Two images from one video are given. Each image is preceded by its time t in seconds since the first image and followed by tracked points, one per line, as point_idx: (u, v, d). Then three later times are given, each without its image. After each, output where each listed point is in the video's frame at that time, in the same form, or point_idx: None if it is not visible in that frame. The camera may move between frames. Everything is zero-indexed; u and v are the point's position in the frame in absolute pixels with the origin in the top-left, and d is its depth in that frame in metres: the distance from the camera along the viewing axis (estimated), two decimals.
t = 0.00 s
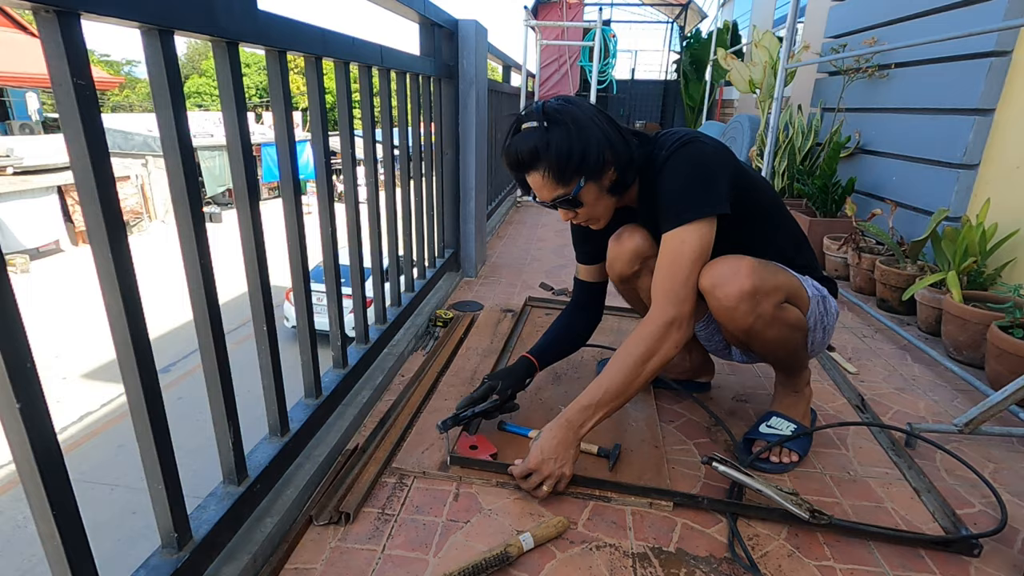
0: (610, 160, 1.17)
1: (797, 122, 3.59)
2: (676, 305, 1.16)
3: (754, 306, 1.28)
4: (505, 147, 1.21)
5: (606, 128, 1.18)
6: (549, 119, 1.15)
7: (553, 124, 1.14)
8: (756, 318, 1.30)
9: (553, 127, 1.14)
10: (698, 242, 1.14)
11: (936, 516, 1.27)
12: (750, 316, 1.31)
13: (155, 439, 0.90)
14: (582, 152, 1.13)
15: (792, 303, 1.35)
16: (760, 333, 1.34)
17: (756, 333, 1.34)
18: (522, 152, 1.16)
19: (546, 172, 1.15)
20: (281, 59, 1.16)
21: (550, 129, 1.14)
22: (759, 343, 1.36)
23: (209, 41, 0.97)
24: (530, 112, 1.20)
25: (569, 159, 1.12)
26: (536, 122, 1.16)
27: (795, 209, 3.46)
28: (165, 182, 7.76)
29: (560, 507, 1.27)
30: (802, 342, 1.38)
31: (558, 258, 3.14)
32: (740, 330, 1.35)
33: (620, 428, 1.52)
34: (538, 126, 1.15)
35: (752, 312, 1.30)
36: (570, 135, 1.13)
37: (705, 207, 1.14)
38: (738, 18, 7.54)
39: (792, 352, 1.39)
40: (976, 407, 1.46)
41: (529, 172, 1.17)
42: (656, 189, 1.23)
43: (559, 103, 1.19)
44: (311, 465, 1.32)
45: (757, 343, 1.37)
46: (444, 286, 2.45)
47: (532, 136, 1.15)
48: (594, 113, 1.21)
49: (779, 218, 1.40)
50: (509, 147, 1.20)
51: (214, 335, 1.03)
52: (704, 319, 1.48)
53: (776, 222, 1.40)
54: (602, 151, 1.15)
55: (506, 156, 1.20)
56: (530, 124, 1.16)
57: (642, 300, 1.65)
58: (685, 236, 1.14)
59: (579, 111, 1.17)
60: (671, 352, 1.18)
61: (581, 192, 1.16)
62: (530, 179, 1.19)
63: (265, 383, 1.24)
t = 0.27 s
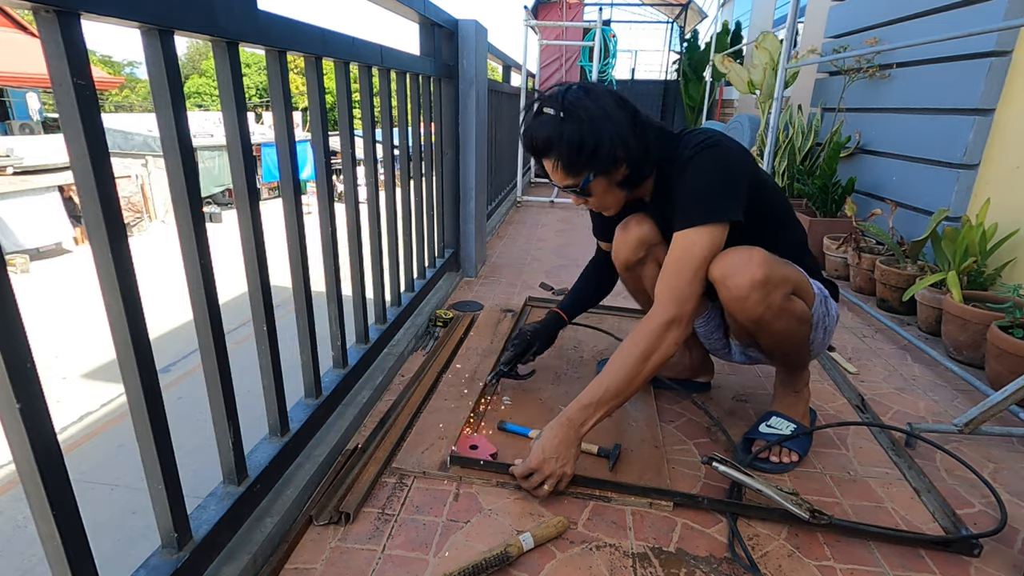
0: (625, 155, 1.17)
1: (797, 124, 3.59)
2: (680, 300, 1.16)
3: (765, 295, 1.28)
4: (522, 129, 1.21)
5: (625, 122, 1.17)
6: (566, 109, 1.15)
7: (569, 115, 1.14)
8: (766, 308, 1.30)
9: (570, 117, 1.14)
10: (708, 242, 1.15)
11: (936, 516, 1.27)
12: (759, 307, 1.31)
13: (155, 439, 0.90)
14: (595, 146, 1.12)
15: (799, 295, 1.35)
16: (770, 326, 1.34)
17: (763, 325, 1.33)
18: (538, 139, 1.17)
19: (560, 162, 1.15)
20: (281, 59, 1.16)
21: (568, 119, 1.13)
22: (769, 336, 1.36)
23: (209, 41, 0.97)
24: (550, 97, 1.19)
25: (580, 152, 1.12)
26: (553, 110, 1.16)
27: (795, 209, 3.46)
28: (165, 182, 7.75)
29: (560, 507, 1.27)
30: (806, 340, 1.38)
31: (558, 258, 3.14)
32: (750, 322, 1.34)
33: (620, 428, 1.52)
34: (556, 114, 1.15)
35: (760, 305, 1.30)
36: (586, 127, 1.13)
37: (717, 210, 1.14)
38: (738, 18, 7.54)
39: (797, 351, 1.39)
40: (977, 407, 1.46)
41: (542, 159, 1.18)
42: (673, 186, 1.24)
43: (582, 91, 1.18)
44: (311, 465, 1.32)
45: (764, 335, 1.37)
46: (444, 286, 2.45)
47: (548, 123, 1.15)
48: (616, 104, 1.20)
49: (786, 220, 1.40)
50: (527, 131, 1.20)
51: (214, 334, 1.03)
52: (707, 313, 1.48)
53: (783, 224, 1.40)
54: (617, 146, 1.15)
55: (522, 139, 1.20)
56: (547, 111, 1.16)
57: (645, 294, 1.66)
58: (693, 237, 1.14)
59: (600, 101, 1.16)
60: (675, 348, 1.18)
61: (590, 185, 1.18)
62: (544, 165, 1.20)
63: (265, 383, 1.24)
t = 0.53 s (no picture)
0: (624, 150, 1.16)
1: (797, 125, 3.60)
2: (679, 301, 1.15)
3: (758, 297, 1.28)
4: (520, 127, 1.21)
5: (623, 118, 1.18)
6: (566, 103, 1.15)
7: (571, 108, 1.14)
8: (760, 309, 1.30)
9: (568, 112, 1.14)
10: (704, 243, 1.15)
11: (936, 516, 1.27)
12: (755, 310, 1.30)
13: (155, 438, 0.90)
14: (597, 139, 1.13)
15: (794, 295, 1.35)
16: (763, 328, 1.34)
17: (759, 326, 1.33)
18: (537, 136, 1.17)
19: (559, 157, 1.15)
20: (281, 59, 1.16)
21: (567, 115, 1.14)
22: (764, 337, 1.36)
23: (210, 41, 0.97)
24: (549, 95, 1.20)
25: (583, 145, 1.12)
26: (553, 105, 1.16)
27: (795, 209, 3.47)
28: (165, 182, 7.75)
29: (560, 507, 1.27)
30: (803, 340, 1.38)
31: (558, 258, 3.14)
32: (744, 323, 1.34)
33: (620, 428, 1.52)
34: (555, 110, 1.15)
35: (753, 306, 1.29)
36: (586, 122, 1.13)
37: (713, 211, 1.14)
38: (739, 18, 7.54)
39: (794, 351, 1.39)
40: (976, 407, 1.46)
41: (542, 155, 1.18)
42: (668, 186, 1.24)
43: (580, 88, 1.19)
44: (311, 465, 1.32)
45: (759, 336, 1.37)
46: (444, 286, 2.45)
47: (546, 120, 1.15)
48: (614, 101, 1.20)
49: (783, 220, 1.40)
50: (525, 130, 1.20)
51: (214, 334, 1.03)
52: (704, 314, 1.48)
53: (780, 224, 1.40)
54: (616, 141, 1.15)
55: (522, 136, 1.20)
56: (547, 107, 1.16)
57: (644, 292, 1.65)
58: (690, 238, 1.14)
59: (598, 97, 1.17)
60: (672, 349, 1.18)
61: (591, 179, 1.17)
62: (543, 163, 1.19)
63: (265, 383, 1.24)
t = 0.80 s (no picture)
0: (618, 157, 1.16)
1: (796, 124, 3.60)
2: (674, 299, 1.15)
3: (752, 296, 1.28)
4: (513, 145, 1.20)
5: (613, 126, 1.18)
6: (557, 117, 1.15)
7: (562, 123, 1.14)
8: (755, 308, 1.30)
9: (560, 126, 1.13)
10: (700, 240, 1.15)
11: (936, 516, 1.27)
12: (750, 309, 1.30)
13: (155, 438, 0.90)
14: (591, 151, 1.13)
15: (788, 295, 1.35)
16: (758, 327, 1.34)
17: (754, 325, 1.33)
18: (529, 153, 1.16)
19: (556, 173, 1.14)
20: (281, 59, 1.16)
21: (559, 129, 1.13)
22: (759, 337, 1.36)
23: (209, 41, 0.97)
24: (538, 111, 1.19)
25: (578, 158, 1.12)
26: (544, 120, 1.15)
27: (795, 209, 3.46)
28: (165, 182, 7.75)
29: (560, 507, 1.27)
30: (800, 338, 1.38)
31: (558, 258, 3.14)
32: (738, 323, 1.34)
33: (619, 428, 1.52)
34: (546, 126, 1.14)
35: (747, 305, 1.29)
36: (579, 134, 1.12)
37: (706, 207, 1.14)
38: (739, 18, 7.54)
39: (792, 349, 1.39)
40: (976, 407, 1.46)
41: (538, 171, 1.17)
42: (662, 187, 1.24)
43: (568, 101, 1.18)
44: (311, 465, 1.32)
45: (755, 336, 1.36)
46: (444, 286, 2.45)
47: (538, 136, 1.15)
48: (602, 111, 1.20)
49: (777, 219, 1.40)
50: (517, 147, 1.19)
51: (214, 334, 1.03)
52: (701, 314, 1.48)
53: (775, 223, 1.41)
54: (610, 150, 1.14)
55: (515, 153, 1.19)
56: (538, 123, 1.15)
57: (643, 292, 1.65)
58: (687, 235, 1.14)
59: (587, 109, 1.17)
60: (668, 347, 1.18)
61: (591, 189, 1.17)
62: (539, 179, 1.19)
63: (264, 383, 1.24)
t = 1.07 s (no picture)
0: (620, 156, 1.16)
1: (796, 124, 3.60)
2: (675, 299, 1.15)
3: (753, 296, 1.28)
4: (515, 145, 1.21)
5: (616, 126, 1.18)
6: (559, 117, 1.15)
7: (564, 122, 1.14)
8: (755, 309, 1.30)
9: (562, 126, 1.14)
10: (701, 240, 1.15)
11: (936, 516, 1.27)
12: (750, 310, 1.30)
13: (155, 438, 0.90)
14: (593, 151, 1.13)
15: (789, 295, 1.35)
16: (759, 328, 1.34)
17: (755, 326, 1.33)
18: (532, 153, 1.17)
19: (558, 172, 1.15)
20: (281, 59, 1.16)
21: (561, 129, 1.13)
22: (759, 337, 1.36)
23: (209, 41, 0.97)
24: (540, 110, 1.20)
25: (580, 157, 1.12)
26: (546, 120, 1.16)
27: (795, 209, 3.46)
28: (165, 182, 7.74)
29: (560, 507, 1.27)
30: (801, 338, 1.38)
31: (558, 258, 3.14)
32: (739, 323, 1.34)
33: (620, 428, 1.52)
34: (548, 125, 1.15)
35: (749, 305, 1.29)
36: (581, 134, 1.13)
37: (707, 207, 1.14)
38: (738, 18, 7.53)
39: (793, 349, 1.39)
40: (977, 407, 1.46)
41: (540, 171, 1.18)
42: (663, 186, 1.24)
43: (570, 101, 1.19)
44: (311, 465, 1.32)
45: (756, 336, 1.36)
46: (444, 286, 2.45)
47: (541, 136, 1.15)
48: (604, 110, 1.20)
49: (778, 220, 1.41)
50: (520, 147, 1.20)
51: (214, 334, 1.03)
52: (702, 314, 1.48)
53: (776, 223, 1.40)
54: (612, 149, 1.15)
55: (517, 153, 1.20)
56: (540, 123, 1.16)
57: (643, 292, 1.65)
58: (689, 235, 1.14)
59: (589, 108, 1.17)
60: (669, 347, 1.18)
61: (593, 189, 1.17)
62: (541, 179, 1.19)
63: (265, 383, 1.24)
